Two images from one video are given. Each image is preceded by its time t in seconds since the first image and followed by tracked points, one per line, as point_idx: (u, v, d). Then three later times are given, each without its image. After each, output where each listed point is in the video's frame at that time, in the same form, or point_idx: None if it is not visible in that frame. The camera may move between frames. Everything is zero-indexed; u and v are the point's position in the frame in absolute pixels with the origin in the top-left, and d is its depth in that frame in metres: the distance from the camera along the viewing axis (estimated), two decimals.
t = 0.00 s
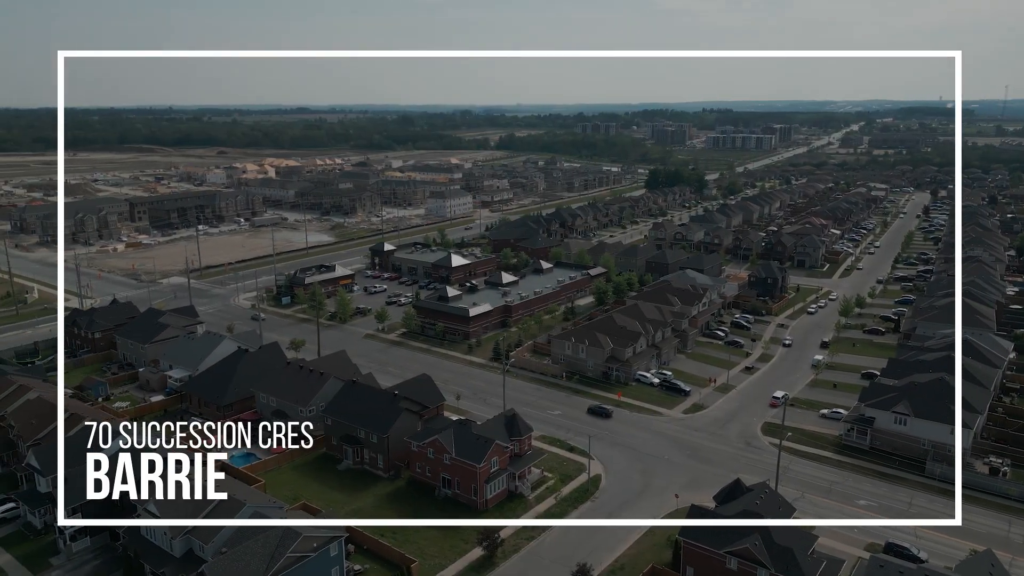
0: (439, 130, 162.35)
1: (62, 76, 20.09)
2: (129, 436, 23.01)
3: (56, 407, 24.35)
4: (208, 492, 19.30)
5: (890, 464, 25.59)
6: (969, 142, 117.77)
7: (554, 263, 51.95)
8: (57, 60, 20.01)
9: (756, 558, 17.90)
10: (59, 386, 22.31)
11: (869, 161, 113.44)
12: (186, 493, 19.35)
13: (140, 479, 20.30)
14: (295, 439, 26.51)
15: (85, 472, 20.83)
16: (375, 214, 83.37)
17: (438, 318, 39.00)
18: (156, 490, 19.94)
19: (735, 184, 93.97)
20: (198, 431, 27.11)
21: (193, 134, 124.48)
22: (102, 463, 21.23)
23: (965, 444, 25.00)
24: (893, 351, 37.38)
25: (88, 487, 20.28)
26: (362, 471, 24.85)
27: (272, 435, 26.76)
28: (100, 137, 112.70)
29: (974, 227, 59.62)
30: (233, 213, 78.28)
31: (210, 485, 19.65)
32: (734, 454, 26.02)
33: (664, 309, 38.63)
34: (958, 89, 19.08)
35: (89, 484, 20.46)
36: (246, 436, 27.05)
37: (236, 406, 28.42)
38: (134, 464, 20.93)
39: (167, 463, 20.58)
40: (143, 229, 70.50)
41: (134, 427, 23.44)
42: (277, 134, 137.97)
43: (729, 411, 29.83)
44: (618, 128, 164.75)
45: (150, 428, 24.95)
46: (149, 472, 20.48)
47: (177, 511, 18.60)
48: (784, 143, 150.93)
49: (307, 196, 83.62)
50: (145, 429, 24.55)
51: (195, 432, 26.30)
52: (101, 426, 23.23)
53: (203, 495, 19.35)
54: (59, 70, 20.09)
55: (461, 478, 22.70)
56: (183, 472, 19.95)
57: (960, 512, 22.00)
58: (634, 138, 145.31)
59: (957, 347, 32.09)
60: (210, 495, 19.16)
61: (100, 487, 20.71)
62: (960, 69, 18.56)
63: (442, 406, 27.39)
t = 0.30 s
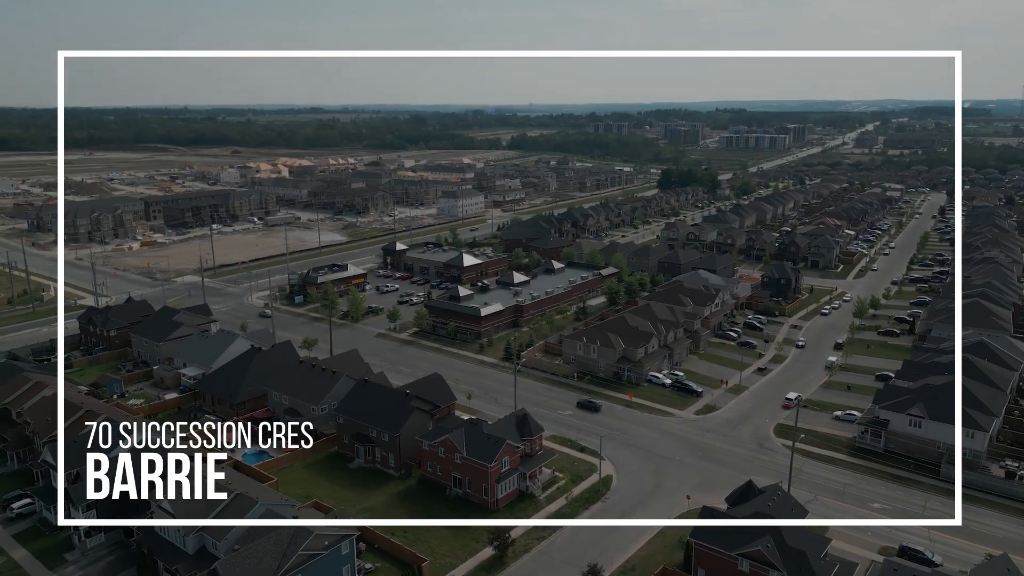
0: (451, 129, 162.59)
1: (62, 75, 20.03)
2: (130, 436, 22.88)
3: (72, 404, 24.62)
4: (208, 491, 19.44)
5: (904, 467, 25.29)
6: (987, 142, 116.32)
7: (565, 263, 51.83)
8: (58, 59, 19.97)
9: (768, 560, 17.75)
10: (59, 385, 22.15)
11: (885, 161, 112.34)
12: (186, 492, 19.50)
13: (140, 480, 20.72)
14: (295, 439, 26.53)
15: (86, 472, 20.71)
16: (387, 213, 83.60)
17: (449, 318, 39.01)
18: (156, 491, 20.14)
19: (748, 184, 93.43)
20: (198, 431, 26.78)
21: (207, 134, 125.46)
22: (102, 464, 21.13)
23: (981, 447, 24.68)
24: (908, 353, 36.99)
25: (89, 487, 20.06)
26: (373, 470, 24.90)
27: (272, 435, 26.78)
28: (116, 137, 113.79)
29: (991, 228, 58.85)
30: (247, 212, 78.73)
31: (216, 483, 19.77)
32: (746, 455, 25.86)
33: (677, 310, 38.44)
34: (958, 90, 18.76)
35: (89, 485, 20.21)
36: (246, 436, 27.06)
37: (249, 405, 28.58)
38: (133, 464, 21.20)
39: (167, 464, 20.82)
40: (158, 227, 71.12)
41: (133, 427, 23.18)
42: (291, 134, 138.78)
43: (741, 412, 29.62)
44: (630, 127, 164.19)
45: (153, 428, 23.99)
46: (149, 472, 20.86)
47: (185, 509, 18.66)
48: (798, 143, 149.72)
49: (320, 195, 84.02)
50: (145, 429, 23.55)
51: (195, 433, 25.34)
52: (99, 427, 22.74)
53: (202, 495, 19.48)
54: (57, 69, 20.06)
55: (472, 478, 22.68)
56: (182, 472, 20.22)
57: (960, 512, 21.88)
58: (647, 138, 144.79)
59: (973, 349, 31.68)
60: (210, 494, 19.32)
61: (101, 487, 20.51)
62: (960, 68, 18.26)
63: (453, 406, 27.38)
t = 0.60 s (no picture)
0: (463, 129, 162.78)
1: (62, 75, 20.17)
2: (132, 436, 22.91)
3: (89, 400, 24.85)
4: (208, 492, 19.36)
5: (919, 470, 25.01)
6: (1004, 142, 114.85)
7: (577, 262, 51.71)
8: (58, 60, 20.15)
9: (781, 562, 17.63)
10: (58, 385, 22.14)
11: (900, 161, 111.22)
12: (186, 492, 19.43)
13: (140, 480, 20.91)
14: (295, 439, 26.47)
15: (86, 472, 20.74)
16: (400, 213, 83.79)
17: (461, 317, 39.02)
18: (157, 490, 20.51)
19: (762, 184, 92.80)
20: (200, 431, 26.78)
21: (221, 133, 126.29)
22: (102, 464, 21.17)
23: (997, 450, 24.35)
24: (923, 354, 36.58)
25: (89, 486, 20.13)
26: (385, 468, 24.96)
27: (272, 435, 26.68)
28: (131, 136, 114.73)
29: (1009, 228, 58.10)
30: (260, 211, 79.16)
31: (218, 483, 19.70)
32: (758, 457, 25.67)
33: (689, 310, 38.27)
34: (959, 88, 19.27)
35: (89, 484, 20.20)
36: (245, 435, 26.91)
37: (262, 402, 28.73)
38: (133, 464, 21.38)
39: (167, 464, 20.84)
40: (173, 226, 71.67)
41: (135, 427, 23.00)
42: (304, 134, 139.36)
43: (754, 413, 29.45)
44: (643, 127, 163.52)
45: (154, 429, 23.18)
46: (149, 472, 21.00)
47: (197, 507, 18.69)
48: (812, 142, 148.50)
49: (333, 195, 84.37)
50: (144, 430, 22.78)
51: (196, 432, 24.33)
52: (100, 427, 22.77)
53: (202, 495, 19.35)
54: (59, 68, 20.27)
55: (483, 477, 22.69)
56: (183, 472, 20.24)
57: (960, 511, 21.82)
58: (660, 138, 144.16)
59: (989, 352, 31.29)
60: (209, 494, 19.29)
61: (102, 486, 20.59)
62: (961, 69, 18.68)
63: (465, 405, 27.36)
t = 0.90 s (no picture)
0: (476, 129, 162.88)
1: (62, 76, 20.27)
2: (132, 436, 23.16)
3: (105, 397, 25.13)
4: (208, 491, 19.55)
5: (934, 473, 24.72)
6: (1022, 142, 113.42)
7: (589, 262, 51.60)
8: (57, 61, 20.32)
9: (793, 565, 17.47)
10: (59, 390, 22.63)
11: (916, 161, 110.12)
12: (187, 492, 19.76)
13: (140, 479, 21.20)
14: (294, 440, 26.12)
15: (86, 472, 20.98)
16: (412, 212, 83.93)
17: (473, 316, 39.03)
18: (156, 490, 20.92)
19: (776, 184, 92.18)
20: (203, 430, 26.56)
21: (236, 133, 127.15)
22: (102, 463, 21.38)
23: (1014, 454, 23.97)
24: (939, 356, 36.18)
25: (89, 486, 20.25)
26: (396, 467, 25.02)
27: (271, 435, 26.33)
28: (147, 135, 115.64)
29: None
30: (274, 210, 79.55)
31: (218, 483, 19.74)
32: (770, 458, 25.49)
33: (701, 311, 38.08)
34: (957, 89, 19.92)
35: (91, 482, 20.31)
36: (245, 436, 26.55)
37: (275, 400, 28.86)
38: (134, 464, 21.73)
39: (168, 464, 21.33)
40: (188, 224, 72.27)
41: (135, 427, 23.24)
42: (318, 133, 139.96)
43: (766, 414, 29.25)
44: (657, 126, 162.85)
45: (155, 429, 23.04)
46: (149, 472, 21.35)
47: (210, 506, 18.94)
48: (827, 142, 147.25)
49: (346, 194, 84.69)
50: (144, 429, 22.84)
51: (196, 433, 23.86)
52: (100, 427, 23.10)
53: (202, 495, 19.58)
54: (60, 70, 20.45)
55: (494, 477, 22.67)
56: (183, 472, 20.73)
57: (960, 511, 21.75)
58: (673, 138, 143.53)
59: (1006, 354, 30.87)
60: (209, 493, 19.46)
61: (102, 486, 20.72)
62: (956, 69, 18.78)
63: (476, 404, 27.35)
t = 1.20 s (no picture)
0: (488, 129, 162.99)
1: (62, 75, 20.28)
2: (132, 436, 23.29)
3: (120, 394, 25.34)
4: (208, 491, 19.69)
5: (949, 476, 24.44)
6: None
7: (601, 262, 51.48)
8: (57, 61, 20.37)
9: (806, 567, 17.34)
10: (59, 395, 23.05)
11: (932, 161, 108.98)
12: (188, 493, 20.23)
13: (140, 479, 21.16)
14: (294, 439, 26.39)
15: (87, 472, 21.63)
16: (424, 212, 84.05)
17: (485, 316, 39.05)
18: (157, 490, 20.95)
19: (790, 184, 91.54)
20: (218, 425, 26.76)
21: (250, 133, 128.00)
22: (102, 464, 21.92)
23: None
24: (954, 359, 35.78)
25: (89, 487, 20.95)
26: (407, 466, 25.06)
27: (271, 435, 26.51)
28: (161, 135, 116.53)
29: None
30: (287, 210, 79.90)
31: (218, 483, 19.88)
32: (782, 460, 25.31)
33: (714, 311, 37.87)
34: (957, 89, 19.78)
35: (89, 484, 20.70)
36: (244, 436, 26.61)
37: (288, 398, 29.00)
38: (133, 464, 21.73)
39: (167, 463, 21.35)
40: (202, 223, 72.82)
41: (135, 427, 23.35)
42: (331, 133, 140.50)
43: (780, 416, 29.05)
44: (670, 126, 162.16)
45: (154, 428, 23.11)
46: (149, 472, 21.37)
47: (223, 506, 19.03)
48: (841, 142, 146.02)
49: (359, 194, 84.98)
50: (144, 430, 22.97)
51: (198, 432, 23.61)
52: (100, 427, 23.54)
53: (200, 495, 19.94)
54: (59, 71, 20.47)
55: (506, 476, 22.65)
56: (183, 472, 20.87)
57: (961, 511, 21.70)
58: (686, 138, 142.88)
59: None
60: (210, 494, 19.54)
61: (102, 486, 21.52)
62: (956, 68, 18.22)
63: (487, 404, 27.32)
